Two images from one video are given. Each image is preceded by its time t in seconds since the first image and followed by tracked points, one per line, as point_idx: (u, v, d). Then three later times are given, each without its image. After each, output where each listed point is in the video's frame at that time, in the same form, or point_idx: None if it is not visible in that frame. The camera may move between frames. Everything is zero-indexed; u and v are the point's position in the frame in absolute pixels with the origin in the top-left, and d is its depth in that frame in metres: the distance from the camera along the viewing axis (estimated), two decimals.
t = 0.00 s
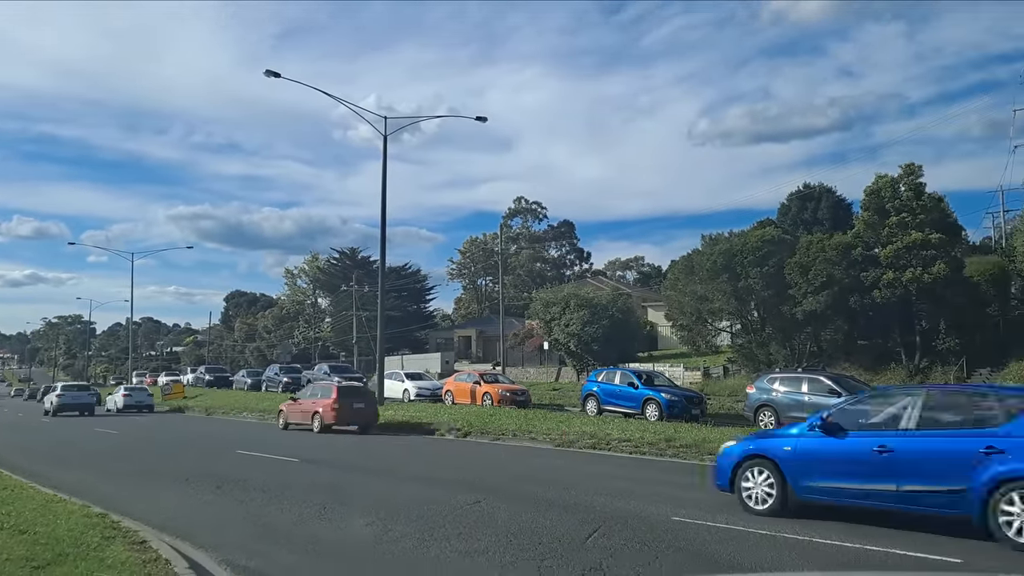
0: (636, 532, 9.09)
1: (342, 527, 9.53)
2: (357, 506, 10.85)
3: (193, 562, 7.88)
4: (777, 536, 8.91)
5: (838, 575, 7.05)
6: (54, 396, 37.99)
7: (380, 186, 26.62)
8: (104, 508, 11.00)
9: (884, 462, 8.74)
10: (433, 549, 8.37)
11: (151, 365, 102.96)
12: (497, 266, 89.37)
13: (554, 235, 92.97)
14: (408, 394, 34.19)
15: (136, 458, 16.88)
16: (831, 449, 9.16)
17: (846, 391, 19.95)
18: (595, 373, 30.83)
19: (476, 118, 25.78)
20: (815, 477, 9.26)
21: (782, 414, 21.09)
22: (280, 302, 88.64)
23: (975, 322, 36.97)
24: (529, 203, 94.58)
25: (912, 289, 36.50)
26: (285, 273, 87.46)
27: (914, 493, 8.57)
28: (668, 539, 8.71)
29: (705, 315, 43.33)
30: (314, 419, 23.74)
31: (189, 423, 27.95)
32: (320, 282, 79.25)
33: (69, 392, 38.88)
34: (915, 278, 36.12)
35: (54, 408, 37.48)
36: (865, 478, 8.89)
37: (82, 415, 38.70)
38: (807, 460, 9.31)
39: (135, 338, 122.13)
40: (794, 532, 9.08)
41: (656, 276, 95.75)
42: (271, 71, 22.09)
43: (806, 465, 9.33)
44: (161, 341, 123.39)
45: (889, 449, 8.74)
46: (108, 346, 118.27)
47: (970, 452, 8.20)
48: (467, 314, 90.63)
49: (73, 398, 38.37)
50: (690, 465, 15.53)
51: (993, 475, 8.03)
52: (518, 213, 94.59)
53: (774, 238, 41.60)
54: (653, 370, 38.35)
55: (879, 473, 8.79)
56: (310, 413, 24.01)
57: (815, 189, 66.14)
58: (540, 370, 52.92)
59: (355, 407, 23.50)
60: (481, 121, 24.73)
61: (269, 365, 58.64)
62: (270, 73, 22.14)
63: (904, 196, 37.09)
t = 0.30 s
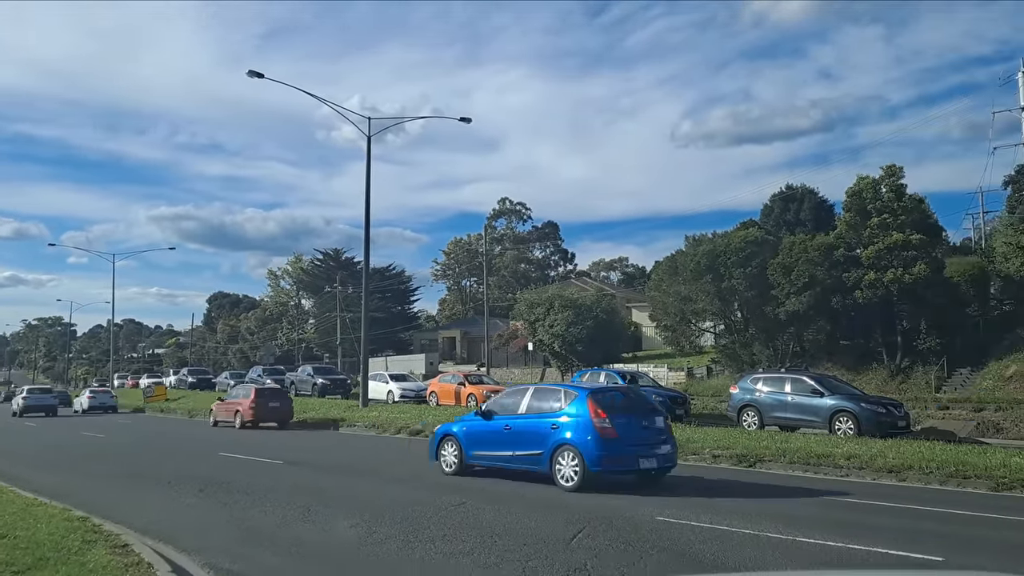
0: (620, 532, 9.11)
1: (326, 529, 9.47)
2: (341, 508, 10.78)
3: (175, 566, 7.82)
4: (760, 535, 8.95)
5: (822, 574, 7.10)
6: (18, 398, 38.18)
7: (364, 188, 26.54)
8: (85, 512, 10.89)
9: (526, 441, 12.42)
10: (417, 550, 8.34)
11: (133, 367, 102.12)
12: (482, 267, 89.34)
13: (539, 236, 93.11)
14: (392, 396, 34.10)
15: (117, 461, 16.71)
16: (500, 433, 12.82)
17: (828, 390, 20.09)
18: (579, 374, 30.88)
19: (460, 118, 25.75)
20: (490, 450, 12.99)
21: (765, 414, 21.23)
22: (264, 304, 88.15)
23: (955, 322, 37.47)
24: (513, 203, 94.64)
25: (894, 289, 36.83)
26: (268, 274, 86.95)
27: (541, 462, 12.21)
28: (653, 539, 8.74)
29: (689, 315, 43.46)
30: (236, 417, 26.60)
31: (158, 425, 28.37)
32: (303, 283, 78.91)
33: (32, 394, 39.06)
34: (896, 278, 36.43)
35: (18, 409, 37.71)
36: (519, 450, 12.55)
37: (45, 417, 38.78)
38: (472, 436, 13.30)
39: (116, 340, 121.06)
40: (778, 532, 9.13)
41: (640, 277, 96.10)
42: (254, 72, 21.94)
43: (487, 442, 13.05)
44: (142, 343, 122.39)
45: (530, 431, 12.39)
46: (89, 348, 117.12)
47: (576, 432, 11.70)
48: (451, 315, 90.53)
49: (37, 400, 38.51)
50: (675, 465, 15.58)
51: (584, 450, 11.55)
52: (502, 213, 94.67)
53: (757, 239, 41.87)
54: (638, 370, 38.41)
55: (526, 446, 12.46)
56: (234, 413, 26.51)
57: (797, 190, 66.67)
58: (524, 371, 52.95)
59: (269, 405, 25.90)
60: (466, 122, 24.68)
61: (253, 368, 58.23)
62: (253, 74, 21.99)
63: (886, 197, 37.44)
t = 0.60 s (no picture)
0: (610, 533, 9.13)
1: (316, 531, 9.45)
2: (332, 510, 10.76)
3: (164, 568, 7.78)
4: (749, 536, 8.99)
5: (810, 573, 7.13)
6: None
7: (355, 188, 26.49)
8: (74, 514, 10.82)
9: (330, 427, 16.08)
10: (408, 552, 8.34)
11: (122, 368, 101.64)
12: (473, 268, 89.35)
13: (530, 237, 93.23)
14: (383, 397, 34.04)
15: (106, 463, 16.62)
16: (314, 422, 16.51)
17: (818, 391, 20.18)
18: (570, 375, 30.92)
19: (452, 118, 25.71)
20: (308, 435, 16.67)
21: (755, 415, 21.32)
22: (254, 305, 87.88)
23: (943, 323, 37.69)
24: (505, 204, 94.72)
25: (883, 290, 36.98)
26: (259, 275, 86.69)
27: (337, 443, 15.92)
28: (643, 540, 8.76)
29: (679, 316, 43.55)
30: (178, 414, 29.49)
31: (142, 426, 28.78)
32: (294, 284, 78.73)
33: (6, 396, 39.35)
34: (886, 279, 36.59)
35: None
36: (326, 435, 16.24)
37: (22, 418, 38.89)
38: (296, 425, 16.99)
39: (106, 341, 120.47)
40: (768, 532, 9.17)
41: (631, 278, 96.31)
42: (244, 72, 21.86)
43: (308, 429, 16.67)
44: (132, 344, 121.82)
45: (333, 419, 16.07)
46: (78, 350, 116.51)
47: (359, 421, 15.40)
48: (442, 316, 90.51)
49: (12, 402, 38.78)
50: (666, 466, 15.63)
51: (362, 433, 15.24)
52: (493, 215, 94.76)
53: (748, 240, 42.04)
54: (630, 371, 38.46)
55: (330, 431, 16.12)
56: (182, 414, 29.15)
57: (787, 192, 67.00)
58: (515, 372, 52.98)
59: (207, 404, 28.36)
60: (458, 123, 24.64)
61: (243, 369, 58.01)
62: (243, 74, 21.90)
63: (875, 199, 37.67)
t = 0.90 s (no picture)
0: (606, 534, 9.13)
1: (312, 533, 9.44)
2: (328, 511, 10.75)
3: (159, 570, 7.78)
4: (744, 536, 9.00)
5: (805, 574, 7.15)
6: None
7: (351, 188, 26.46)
8: (68, 516, 10.81)
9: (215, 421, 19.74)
10: (404, 554, 8.32)
11: (117, 370, 101.37)
12: (469, 269, 89.32)
13: (526, 238, 93.26)
14: (379, 398, 34.00)
15: (102, 464, 16.60)
16: (205, 416, 20.14)
17: (814, 392, 20.22)
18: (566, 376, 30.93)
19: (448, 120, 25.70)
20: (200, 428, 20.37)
21: (751, 416, 21.33)
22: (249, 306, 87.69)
23: (938, 324, 37.74)
24: (501, 206, 94.72)
25: (878, 292, 37.07)
26: (254, 276, 86.46)
27: (218, 434, 19.56)
28: (639, 541, 8.76)
29: (675, 317, 43.60)
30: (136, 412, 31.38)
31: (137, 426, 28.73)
32: (289, 285, 78.61)
33: None
34: (881, 280, 36.69)
35: None
36: (212, 426, 19.90)
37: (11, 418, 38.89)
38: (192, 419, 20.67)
39: (101, 343, 120.07)
40: (763, 533, 9.18)
41: (627, 279, 96.40)
42: (239, 72, 21.84)
43: (200, 422, 20.33)
44: (127, 346, 121.42)
45: (216, 414, 19.75)
46: (73, 351, 116.17)
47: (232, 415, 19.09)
48: (438, 318, 90.47)
49: None
50: (661, 467, 15.63)
51: (232, 424, 18.92)
52: (490, 216, 94.79)
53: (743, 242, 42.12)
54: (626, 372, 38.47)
55: (215, 424, 19.78)
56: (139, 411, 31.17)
57: (782, 194, 67.14)
58: (512, 374, 52.94)
59: (167, 403, 30.47)
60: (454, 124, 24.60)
61: (238, 370, 57.86)
62: (239, 74, 21.88)
63: (870, 200, 37.79)
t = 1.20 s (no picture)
0: (605, 535, 9.13)
1: (310, 534, 9.44)
2: (326, 513, 10.74)
3: (158, 572, 7.76)
4: (743, 538, 9.01)
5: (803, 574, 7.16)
6: None
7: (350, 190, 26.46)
8: (66, 517, 10.81)
9: (140, 418, 23.08)
10: (403, 555, 8.32)
11: (115, 371, 101.30)
12: (468, 270, 89.33)
13: (524, 239, 93.28)
14: (377, 399, 33.99)
15: (100, 465, 16.58)
16: (136, 413, 23.52)
17: (812, 393, 20.23)
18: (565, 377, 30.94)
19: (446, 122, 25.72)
20: (131, 424, 23.70)
21: (750, 417, 21.35)
22: (248, 308, 87.62)
23: (937, 325, 37.77)
24: (499, 207, 94.71)
25: (876, 293, 37.16)
26: (253, 278, 86.36)
27: (143, 429, 22.98)
28: (637, 542, 8.77)
29: (674, 318, 43.61)
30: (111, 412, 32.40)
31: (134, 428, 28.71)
32: (288, 287, 78.51)
33: None
34: (878, 282, 36.75)
35: None
36: (139, 423, 23.28)
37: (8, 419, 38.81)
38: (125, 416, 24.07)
39: (99, 344, 119.77)
40: (762, 534, 9.19)
41: (626, 280, 96.46)
42: (238, 74, 21.85)
43: (131, 419, 23.68)
44: (125, 347, 121.28)
45: (142, 412, 23.12)
46: (71, 353, 115.99)
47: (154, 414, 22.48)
48: (437, 319, 90.48)
49: None
50: (660, 468, 15.64)
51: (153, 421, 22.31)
52: (489, 217, 94.80)
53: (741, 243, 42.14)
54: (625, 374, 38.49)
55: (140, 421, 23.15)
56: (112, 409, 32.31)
57: (781, 195, 67.22)
58: (510, 375, 52.94)
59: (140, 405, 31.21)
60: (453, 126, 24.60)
61: (236, 372, 57.79)
62: (238, 76, 21.90)
63: (868, 202, 37.91)
